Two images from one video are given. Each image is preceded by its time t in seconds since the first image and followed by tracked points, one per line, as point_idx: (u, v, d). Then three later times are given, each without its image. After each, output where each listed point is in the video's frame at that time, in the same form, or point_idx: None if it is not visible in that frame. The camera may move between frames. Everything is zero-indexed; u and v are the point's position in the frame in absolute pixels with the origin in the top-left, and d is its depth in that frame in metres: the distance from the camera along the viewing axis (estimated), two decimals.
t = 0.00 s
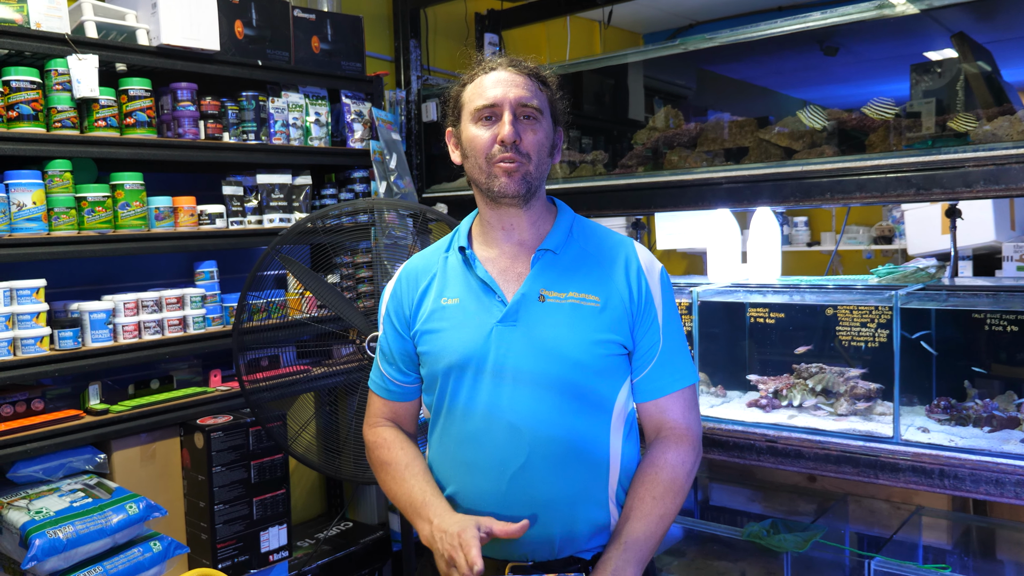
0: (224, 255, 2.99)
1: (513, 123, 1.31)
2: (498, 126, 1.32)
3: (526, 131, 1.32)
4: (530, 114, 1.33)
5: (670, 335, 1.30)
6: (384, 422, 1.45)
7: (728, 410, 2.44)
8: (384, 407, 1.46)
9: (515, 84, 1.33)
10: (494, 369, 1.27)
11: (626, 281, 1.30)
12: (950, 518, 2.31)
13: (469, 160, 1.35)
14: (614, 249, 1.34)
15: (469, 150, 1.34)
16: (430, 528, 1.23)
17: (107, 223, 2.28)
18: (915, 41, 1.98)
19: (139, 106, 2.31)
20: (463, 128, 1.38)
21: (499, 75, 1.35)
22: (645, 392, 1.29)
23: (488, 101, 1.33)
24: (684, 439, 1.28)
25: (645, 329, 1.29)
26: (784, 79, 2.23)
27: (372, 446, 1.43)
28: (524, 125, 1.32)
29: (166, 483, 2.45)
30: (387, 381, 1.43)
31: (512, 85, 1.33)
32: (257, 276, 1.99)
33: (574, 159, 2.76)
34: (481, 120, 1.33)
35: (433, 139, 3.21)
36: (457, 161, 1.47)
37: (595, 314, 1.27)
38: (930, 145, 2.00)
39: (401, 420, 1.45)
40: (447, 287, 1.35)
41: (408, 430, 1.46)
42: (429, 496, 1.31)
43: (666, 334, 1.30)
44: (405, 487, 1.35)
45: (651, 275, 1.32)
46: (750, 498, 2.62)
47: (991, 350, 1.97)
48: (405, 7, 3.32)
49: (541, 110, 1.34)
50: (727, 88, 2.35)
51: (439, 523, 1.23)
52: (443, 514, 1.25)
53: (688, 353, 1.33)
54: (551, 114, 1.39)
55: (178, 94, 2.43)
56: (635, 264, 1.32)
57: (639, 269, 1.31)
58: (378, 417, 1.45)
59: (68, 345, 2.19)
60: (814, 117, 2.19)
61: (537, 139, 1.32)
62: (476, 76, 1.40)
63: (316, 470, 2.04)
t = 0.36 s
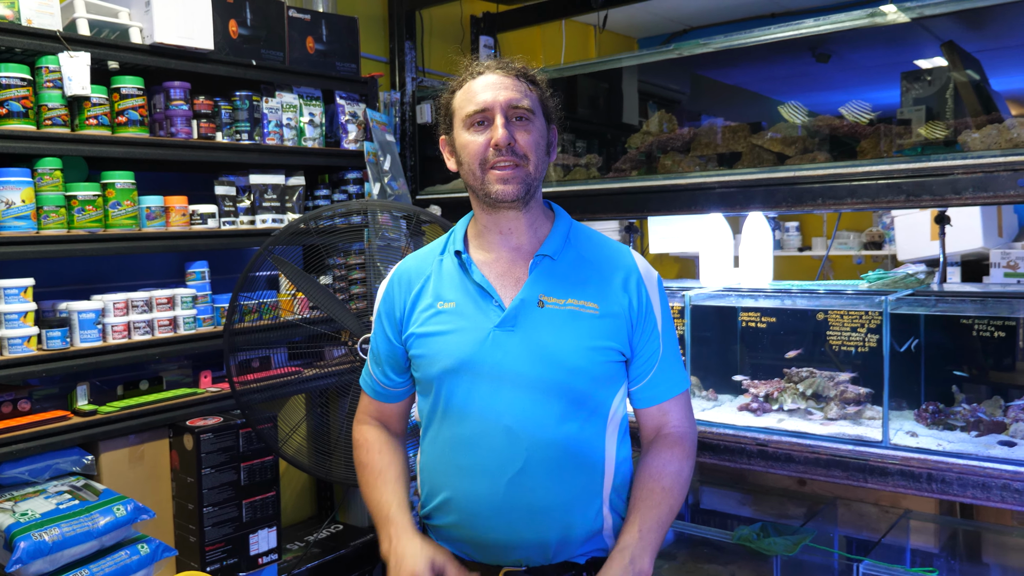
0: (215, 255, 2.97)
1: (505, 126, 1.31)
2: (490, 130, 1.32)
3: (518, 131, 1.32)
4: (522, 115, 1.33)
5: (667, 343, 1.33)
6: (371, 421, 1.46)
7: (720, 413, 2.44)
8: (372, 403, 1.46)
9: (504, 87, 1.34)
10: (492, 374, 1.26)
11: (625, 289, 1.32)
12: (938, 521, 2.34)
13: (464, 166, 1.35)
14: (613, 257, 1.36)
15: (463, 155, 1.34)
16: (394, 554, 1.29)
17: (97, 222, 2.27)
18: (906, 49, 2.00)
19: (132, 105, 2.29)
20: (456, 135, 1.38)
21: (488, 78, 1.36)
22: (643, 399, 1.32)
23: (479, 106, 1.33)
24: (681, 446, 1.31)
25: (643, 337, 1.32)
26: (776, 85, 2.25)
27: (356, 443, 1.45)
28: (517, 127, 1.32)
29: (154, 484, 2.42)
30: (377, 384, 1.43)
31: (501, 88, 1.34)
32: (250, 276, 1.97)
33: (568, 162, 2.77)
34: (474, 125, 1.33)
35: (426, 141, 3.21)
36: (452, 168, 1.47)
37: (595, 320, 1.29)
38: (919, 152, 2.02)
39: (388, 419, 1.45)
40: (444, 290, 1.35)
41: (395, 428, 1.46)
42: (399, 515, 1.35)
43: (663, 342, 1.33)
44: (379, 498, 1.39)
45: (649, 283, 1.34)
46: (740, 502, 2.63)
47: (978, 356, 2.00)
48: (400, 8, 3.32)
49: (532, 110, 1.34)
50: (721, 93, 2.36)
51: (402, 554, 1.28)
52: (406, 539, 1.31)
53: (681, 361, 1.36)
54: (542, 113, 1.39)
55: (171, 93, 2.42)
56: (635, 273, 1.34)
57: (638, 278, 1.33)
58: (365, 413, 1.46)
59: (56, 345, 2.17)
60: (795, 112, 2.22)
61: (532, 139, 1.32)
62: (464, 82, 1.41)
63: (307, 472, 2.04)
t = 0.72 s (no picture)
0: (200, 249, 2.96)
1: (498, 138, 1.30)
2: (482, 140, 1.31)
3: (510, 143, 1.31)
4: (515, 125, 1.32)
5: (650, 347, 1.34)
6: (354, 432, 1.43)
7: (703, 418, 2.45)
8: (355, 411, 1.44)
9: (498, 96, 1.32)
10: (476, 375, 1.27)
11: (610, 292, 1.32)
12: (915, 530, 2.35)
13: (453, 173, 1.35)
14: (597, 260, 1.36)
15: (454, 163, 1.33)
16: None
17: (82, 213, 2.25)
18: (895, 58, 2.02)
19: (119, 96, 2.29)
20: (446, 138, 1.37)
21: (481, 84, 1.33)
22: (625, 402, 1.32)
23: (471, 114, 1.32)
24: (662, 450, 1.31)
25: (626, 340, 1.32)
26: (766, 92, 2.26)
27: (340, 458, 1.43)
28: (509, 138, 1.32)
29: (134, 478, 2.42)
30: (361, 382, 1.41)
31: (495, 96, 1.32)
32: (234, 271, 1.95)
33: (556, 164, 2.77)
34: (465, 133, 1.33)
35: (415, 140, 3.20)
36: (439, 166, 1.46)
37: (580, 323, 1.29)
38: (905, 162, 2.03)
39: (372, 427, 1.44)
40: (429, 290, 1.34)
41: (378, 438, 1.44)
42: (379, 542, 1.34)
43: (646, 346, 1.33)
44: (359, 521, 1.38)
45: (633, 287, 1.35)
46: (720, 506, 2.64)
47: (959, 366, 2.02)
48: (392, 5, 3.32)
49: (525, 121, 1.33)
50: (710, 99, 2.37)
51: None
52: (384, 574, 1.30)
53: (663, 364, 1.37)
54: (535, 121, 1.38)
55: (159, 85, 2.40)
56: (619, 276, 1.34)
57: (622, 282, 1.34)
58: (350, 425, 1.44)
59: (38, 335, 2.15)
60: (774, 107, 2.25)
61: (523, 151, 1.32)
62: (456, 83, 1.38)
63: (290, 469, 2.03)
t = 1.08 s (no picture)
0: (203, 245, 2.97)
1: (498, 137, 1.30)
2: (483, 140, 1.31)
3: (511, 142, 1.31)
4: (516, 124, 1.32)
5: (652, 347, 1.34)
6: (355, 432, 1.44)
7: (703, 417, 2.45)
8: (358, 409, 1.44)
9: (498, 95, 1.31)
10: (476, 374, 1.27)
11: (611, 293, 1.32)
12: (916, 531, 2.34)
13: (455, 172, 1.35)
14: (599, 260, 1.36)
15: (456, 162, 1.33)
16: None
17: (85, 208, 2.26)
18: (899, 58, 2.01)
19: (123, 92, 2.29)
20: (447, 138, 1.37)
21: (481, 83, 1.33)
22: (626, 401, 1.32)
23: (472, 114, 1.32)
24: (662, 451, 1.31)
25: (627, 340, 1.32)
26: (769, 91, 2.25)
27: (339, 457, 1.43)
28: (510, 137, 1.32)
29: (136, 473, 2.43)
30: (363, 380, 1.42)
31: (495, 95, 1.31)
32: (236, 267, 1.98)
33: (558, 163, 2.77)
34: (466, 132, 1.32)
35: (417, 137, 3.20)
36: (442, 165, 1.46)
37: (581, 324, 1.29)
38: (907, 162, 2.02)
39: (373, 427, 1.44)
40: (431, 289, 1.34)
41: (379, 438, 1.44)
42: (371, 545, 1.35)
43: (648, 346, 1.33)
44: (354, 523, 1.38)
45: (635, 286, 1.34)
46: (720, 506, 2.64)
47: (961, 367, 2.00)
48: (394, 3, 3.32)
49: (526, 118, 1.33)
50: (712, 98, 2.37)
51: None
52: None
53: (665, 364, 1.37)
54: (537, 118, 1.38)
55: (162, 81, 2.41)
56: (621, 276, 1.34)
57: (624, 282, 1.33)
58: (351, 424, 1.44)
59: (41, 330, 2.16)
60: (768, 99, 2.26)
61: (524, 149, 1.32)
62: (456, 81, 1.38)
63: (289, 465, 2.02)
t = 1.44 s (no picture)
0: (205, 243, 2.97)
1: (504, 135, 1.30)
2: (489, 137, 1.31)
3: (517, 141, 1.31)
4: (522, 124, 1.32)
5: (654, 344, 1.34)
6: (358, 432, 1.43)
7: (705, 416, 2.45)
8: (361, 408, 1.44)
9: (505, 93, 1.31)
10: (478, 372, 1.27)
11: (613, 290, 1.32)
12: (918, 530, 2.34)
13: (458, 168, 1.35)
14: (601, 256, 1.36)
15: (460, 159, 1.33)
16: None
17: (88, 206, 2.27)
18: (902, 57, 2.00)
19: (126, 89, 2.29)
20: (452, 134, 1.37)
21: (489, 81, 1.33)
22: (627, 398, 1.32)
23: (478, 110, 1.31)
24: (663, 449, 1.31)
25: (628, 338, 1.32)
26: (772, 90, 2.25)
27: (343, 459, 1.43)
28: (515, 136, 1.31)
29: (138, 470, 2.43)
30: (366, 378, 1.42)
31: (502, 93, 1.31)
32: (239, 265, 1.97)
33: (561, 161, 2.75)
34: (471, 129, 1.32)
35: (420, 135, 3.20)
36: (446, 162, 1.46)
37: (583, 321, 1.29)
38: (910, 162, 2.02)
39: (376, 428, 1.44)
40: (433, 288, 1.34)
41: (382, 439, 1.44)
42: (372, 549, 1.34)
43: (649, 344, 1.33)
44: (355, 525, 1.38)
45: (637, 284, 1.34)
46: (722, 505, 2.64)
47: (964, 367, 1.99)
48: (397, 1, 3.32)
49: (532, 119, 1.33)
50: (715, 97, 2.37)
51: None
52: None
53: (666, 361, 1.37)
54: (542, 119, 1.38)
55: (165, 79, 2.41)
56: (623, 274, 1.34)
57: (626, 280, 1.33)
58: (354, 424, 1.44)
59: (43, 328, 2.16)
60: (760, 93, 2.28)
61: (529, 150, 1.32)
62: (463, 78, 1.37)
63: (292, 463, 2.03)
